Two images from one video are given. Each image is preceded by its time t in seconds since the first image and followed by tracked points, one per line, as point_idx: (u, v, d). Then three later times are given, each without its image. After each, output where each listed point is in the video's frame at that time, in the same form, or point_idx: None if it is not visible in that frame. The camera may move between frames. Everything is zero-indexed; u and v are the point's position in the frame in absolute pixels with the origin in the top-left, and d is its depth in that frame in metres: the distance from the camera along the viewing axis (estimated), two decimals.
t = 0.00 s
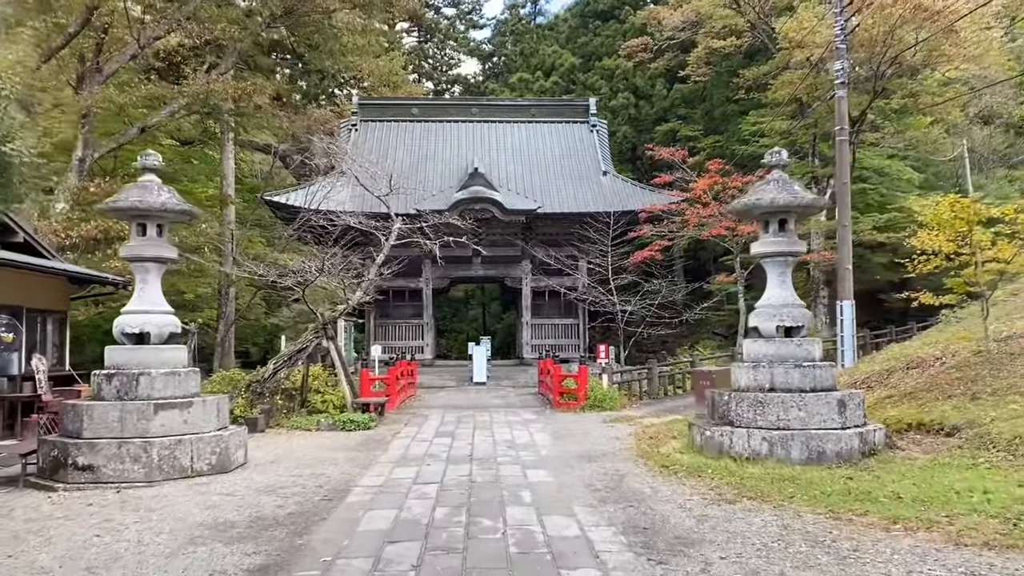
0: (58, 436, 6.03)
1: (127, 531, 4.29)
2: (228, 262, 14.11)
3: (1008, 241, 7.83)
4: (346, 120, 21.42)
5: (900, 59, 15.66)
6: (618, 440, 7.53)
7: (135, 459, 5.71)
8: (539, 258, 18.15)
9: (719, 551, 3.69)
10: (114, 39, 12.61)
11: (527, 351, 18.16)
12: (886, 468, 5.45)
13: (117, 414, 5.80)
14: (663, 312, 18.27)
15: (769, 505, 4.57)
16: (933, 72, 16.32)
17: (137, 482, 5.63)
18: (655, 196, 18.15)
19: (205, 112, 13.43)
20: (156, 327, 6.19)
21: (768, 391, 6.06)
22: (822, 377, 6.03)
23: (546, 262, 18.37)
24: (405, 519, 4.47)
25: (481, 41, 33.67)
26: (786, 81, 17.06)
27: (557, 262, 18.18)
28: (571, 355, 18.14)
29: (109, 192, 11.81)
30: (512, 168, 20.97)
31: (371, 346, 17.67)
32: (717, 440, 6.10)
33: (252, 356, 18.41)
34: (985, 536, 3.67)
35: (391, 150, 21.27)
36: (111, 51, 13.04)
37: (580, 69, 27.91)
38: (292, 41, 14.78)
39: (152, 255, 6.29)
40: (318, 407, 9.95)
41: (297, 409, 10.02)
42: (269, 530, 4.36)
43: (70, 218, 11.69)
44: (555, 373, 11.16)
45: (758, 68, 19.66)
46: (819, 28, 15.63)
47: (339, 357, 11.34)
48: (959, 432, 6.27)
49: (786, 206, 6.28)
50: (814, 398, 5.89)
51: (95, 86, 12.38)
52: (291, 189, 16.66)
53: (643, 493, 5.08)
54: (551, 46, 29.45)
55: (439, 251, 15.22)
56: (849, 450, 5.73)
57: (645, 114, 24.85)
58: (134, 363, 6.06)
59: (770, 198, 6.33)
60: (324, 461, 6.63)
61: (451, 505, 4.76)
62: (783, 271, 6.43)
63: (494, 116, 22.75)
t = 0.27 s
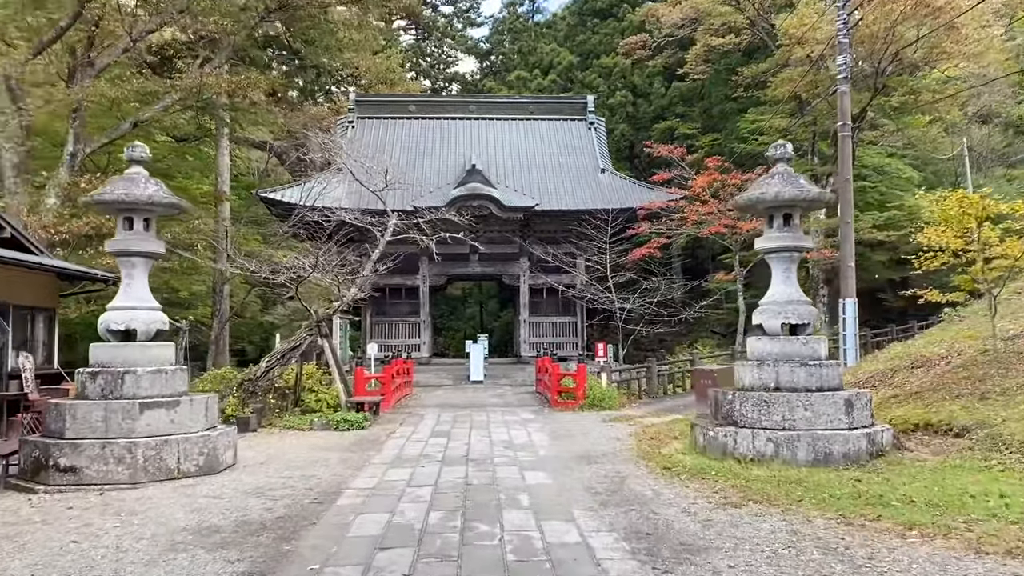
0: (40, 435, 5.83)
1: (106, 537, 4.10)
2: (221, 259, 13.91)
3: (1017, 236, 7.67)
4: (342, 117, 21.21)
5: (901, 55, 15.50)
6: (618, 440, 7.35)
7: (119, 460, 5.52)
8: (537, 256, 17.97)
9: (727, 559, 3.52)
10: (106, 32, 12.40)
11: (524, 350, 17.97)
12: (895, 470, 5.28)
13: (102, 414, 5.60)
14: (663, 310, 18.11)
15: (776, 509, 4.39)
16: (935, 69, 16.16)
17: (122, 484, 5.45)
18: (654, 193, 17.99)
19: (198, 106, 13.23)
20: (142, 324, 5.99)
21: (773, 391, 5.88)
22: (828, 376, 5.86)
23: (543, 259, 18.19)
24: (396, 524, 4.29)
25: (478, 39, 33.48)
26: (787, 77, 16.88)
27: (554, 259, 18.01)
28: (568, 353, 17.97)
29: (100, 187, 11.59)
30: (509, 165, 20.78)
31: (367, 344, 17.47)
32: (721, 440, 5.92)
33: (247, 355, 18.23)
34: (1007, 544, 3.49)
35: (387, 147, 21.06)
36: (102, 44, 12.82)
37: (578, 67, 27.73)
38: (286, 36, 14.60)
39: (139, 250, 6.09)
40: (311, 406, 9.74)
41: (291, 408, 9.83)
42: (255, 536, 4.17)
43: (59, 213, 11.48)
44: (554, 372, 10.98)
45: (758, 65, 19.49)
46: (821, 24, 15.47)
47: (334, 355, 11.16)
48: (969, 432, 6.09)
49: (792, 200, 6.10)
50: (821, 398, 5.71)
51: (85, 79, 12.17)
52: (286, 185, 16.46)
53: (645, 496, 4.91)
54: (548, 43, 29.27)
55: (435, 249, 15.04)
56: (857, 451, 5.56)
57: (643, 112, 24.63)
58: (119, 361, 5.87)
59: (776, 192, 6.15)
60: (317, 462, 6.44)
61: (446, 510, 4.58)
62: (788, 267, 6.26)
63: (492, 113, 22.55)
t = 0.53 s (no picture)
0: (19, 436, 5.61)
1: (81, 545, 3.89)
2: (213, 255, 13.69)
3: None
4: (337, 112, 20.99)
5: (903, 51, 15.33)
6: (617, 441, 7.16)
7: (100, 462, 5.31)
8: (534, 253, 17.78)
9: (736, 571, 3.32)
10: (95, 23, 12.16)
11: (521, 348, 17.78)
12: (906, 475, 5.09)
13: (82, 414, 5.39)
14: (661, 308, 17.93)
15: (785, 516, 4.19)
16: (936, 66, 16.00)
17: (103, 488, 5.24)
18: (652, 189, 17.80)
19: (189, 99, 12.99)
20: (126, 321, 5.78)
21: (778, 391, 5.70)
22: (835, 376, 5.67)
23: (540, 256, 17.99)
24: (387, 531, 4.09)
25: (474, 34, 33.25)
26: (786, 73, 16.70)
27: (551, 256, 17.81)
28: (565, 351, 17.78)
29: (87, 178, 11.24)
30: (506, 161, 20.58)
31: (362, 342, 17.25)
32: (725, 443, 5.73)
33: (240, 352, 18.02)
34: None
35: (382, 142, 20.84)
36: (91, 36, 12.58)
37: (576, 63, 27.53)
38: (280, 29, 14.37)
39: (122, 243, 5.88)
40: (303, 405, 9.52)
41: (282, 407, 9.63)
42: (238, 544, 3.96)
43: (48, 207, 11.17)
44: (551, 370, 10.79)
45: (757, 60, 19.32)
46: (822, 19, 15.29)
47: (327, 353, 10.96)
48: (979, 435, 5.91)
49: (798, 194, 5.92)
50: (828, 399, 5.53)
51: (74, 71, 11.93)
52: (280, 181, 16.23)
53: (647, 501, 4.71)
54: (545, 38, 29.05)
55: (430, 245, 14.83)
56: (865, 454, 5.38)
57: (641, 108, 24.45)
58: (101, 359, 5.65)
59: (782, 186, 5.96)
60: (307, 463, 6.24)
61: (439, 516, 4.38)
62: (794, 264, 6.08)
63: (488, 109, 22.34)
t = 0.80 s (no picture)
0: None
1: (56, 552, 3.69)
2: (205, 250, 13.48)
3: None
4: (332, 106, 20.76)
5: (903, 46, 15.17)
6: (616, 441, 6.98)
7: (82, 463, 5.11)
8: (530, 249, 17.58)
9: None
10: (83, 13, 11.91)
11: (517, 345, 17.59)
12: (917, 477, 4.91)
13: (64, 413, 5.19)
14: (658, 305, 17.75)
15: (796, 521, 4.01)
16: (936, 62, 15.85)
17: (84, 490, 5.04)
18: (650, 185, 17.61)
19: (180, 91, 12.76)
20: (109, 316, 5.58)
21: (785, 390, 5.52)
22: (843, 375, 5.49)
23: (537, 252, 17.80)
24: (379, 536, 3.89)
25: (470, 29, 33.01)
26: (786, 68, 16.53)
27: (548, 252, 17.62)
28: (562, 349, 17.60)
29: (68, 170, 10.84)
30: (502, 156, 20.37)
31: (356, 339, 17.04)
32: (729, 443, 5.56)
33: (232, 349, 17.81)
34: None
35: (377, 137, 20.61)
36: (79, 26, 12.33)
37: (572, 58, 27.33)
38: (273, 21, 14.14)
39: (106, 236, 5.68)
40: (295, 403, 9.33)
41: (274, 405, 9.43)
42: (221, 551, 3.76)
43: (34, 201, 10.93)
44: (548, 367, 10.62)
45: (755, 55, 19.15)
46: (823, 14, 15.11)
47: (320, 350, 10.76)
48: (991, 436, 5.73)
49: (805, 187, 5.73)
50: (836, 398, 5.34)
51: (62, 62, 11.69)
52: (273, 175, 16.01)
53: (651, 504, 4.53)
54: (542, 33, 28.84)
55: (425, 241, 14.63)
56: (874, 455, 5.20)
57: (638, 103, 24.27)
58: (84, 356, 5.44)
59: (788, 178, 5.78)
60: (297, 464, 6.05)
61: (434, 520, 4.19)
62: (800, 259, 5.90)
63: (484, 103, 22.12)
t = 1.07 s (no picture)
0: None
1: (25, 563, 3.48)
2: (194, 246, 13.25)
3: None
4: (324, 100, 20.52)
5: (902, 42, 15.00)
6: (614, 441, 6.79)
7: (59, 466, 4.90)
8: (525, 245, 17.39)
9: None
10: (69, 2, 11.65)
11: (511, 342, 17.40)
12: (927, 481, 4.74)
13: (40, 415, 4.98)
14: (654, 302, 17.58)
15: (806, 529, 3.83)
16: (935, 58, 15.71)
17: (61, 494, 4.83)
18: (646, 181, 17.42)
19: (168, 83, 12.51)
20: (90, 313, 5.37)
21: (789, 391, 5.34)
22: (850, 375, 5.32)
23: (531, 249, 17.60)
24: (369, 546, 3.70)
25: (464, 24, 32.77)
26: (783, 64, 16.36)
27: (542, 249, 17.43)
28: (556, 346, 17.42)
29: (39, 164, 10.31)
30: (496, 151, 20.16)
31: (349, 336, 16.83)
32: (732, 445, 5.38)
33: (223, 345, 17.58)
34: None
35: (370, 131, 20.38)
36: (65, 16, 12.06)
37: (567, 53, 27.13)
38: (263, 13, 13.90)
39: (86, 230, 5.46)
40: (285, 402, 9.12)
41: (263, 404, 9.23)
42: (201, 562, 3.56)
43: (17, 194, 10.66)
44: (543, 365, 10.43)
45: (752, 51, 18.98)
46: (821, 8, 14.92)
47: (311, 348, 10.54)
48: (1001, 438, 5.57)
49: (812, 180, 5.53)
50: (843, 399, 5.17)
51: (47, 53, 11.43)
52: (264, 169, 15.78)
53: (653, 509, 4.34)
54: (537, 28, 28.62)
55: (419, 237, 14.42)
56: (882, 458, 5.03)
57: (634, 99, 24.10)
58: (63, 355, 5.23)
59: (793, 172, 5.59)
60: (285, 467, 5.84)
61: (427, 528, 4.00)
62: (805, 256, 5.72)
63: (478, 98, 21.90)
